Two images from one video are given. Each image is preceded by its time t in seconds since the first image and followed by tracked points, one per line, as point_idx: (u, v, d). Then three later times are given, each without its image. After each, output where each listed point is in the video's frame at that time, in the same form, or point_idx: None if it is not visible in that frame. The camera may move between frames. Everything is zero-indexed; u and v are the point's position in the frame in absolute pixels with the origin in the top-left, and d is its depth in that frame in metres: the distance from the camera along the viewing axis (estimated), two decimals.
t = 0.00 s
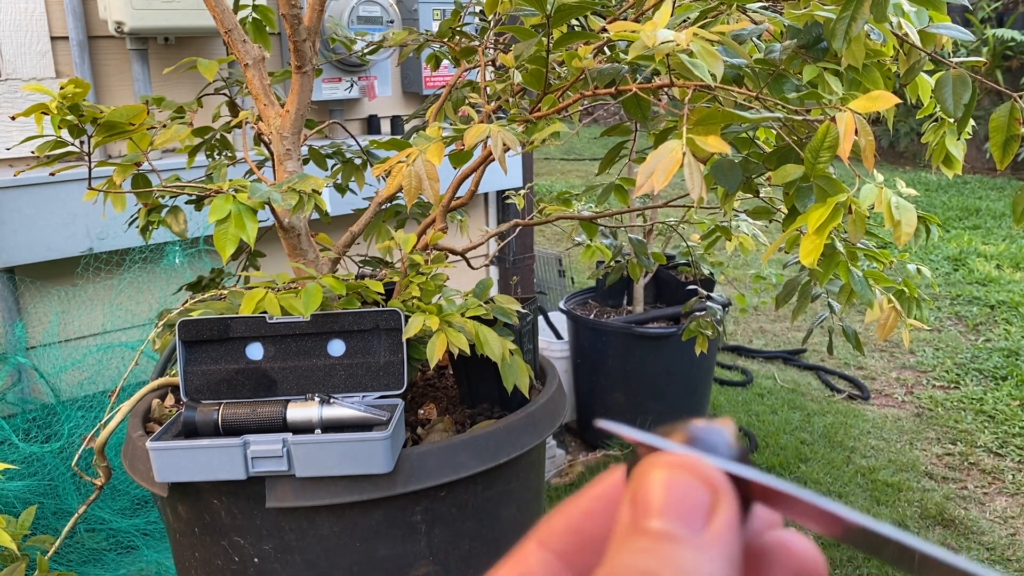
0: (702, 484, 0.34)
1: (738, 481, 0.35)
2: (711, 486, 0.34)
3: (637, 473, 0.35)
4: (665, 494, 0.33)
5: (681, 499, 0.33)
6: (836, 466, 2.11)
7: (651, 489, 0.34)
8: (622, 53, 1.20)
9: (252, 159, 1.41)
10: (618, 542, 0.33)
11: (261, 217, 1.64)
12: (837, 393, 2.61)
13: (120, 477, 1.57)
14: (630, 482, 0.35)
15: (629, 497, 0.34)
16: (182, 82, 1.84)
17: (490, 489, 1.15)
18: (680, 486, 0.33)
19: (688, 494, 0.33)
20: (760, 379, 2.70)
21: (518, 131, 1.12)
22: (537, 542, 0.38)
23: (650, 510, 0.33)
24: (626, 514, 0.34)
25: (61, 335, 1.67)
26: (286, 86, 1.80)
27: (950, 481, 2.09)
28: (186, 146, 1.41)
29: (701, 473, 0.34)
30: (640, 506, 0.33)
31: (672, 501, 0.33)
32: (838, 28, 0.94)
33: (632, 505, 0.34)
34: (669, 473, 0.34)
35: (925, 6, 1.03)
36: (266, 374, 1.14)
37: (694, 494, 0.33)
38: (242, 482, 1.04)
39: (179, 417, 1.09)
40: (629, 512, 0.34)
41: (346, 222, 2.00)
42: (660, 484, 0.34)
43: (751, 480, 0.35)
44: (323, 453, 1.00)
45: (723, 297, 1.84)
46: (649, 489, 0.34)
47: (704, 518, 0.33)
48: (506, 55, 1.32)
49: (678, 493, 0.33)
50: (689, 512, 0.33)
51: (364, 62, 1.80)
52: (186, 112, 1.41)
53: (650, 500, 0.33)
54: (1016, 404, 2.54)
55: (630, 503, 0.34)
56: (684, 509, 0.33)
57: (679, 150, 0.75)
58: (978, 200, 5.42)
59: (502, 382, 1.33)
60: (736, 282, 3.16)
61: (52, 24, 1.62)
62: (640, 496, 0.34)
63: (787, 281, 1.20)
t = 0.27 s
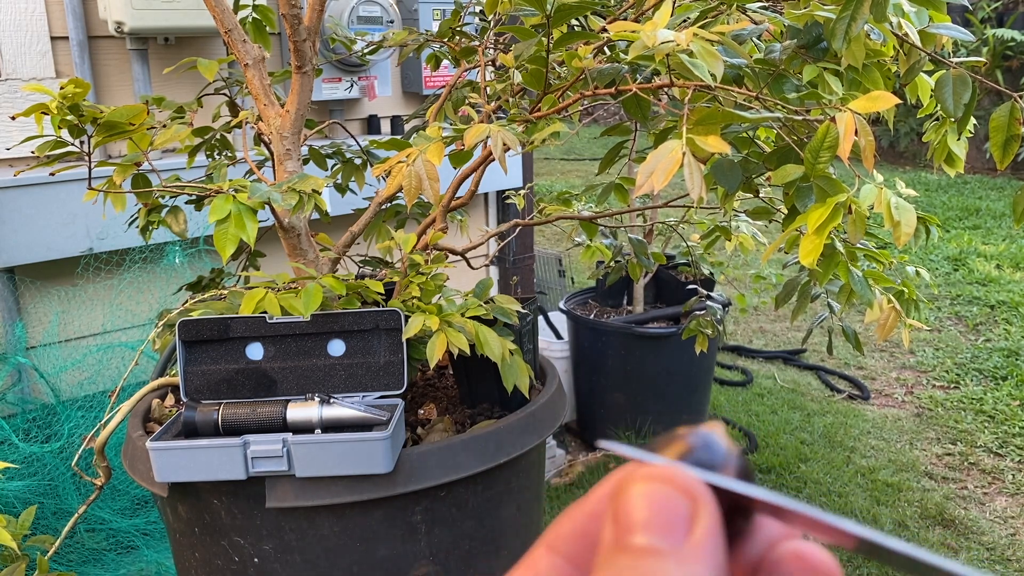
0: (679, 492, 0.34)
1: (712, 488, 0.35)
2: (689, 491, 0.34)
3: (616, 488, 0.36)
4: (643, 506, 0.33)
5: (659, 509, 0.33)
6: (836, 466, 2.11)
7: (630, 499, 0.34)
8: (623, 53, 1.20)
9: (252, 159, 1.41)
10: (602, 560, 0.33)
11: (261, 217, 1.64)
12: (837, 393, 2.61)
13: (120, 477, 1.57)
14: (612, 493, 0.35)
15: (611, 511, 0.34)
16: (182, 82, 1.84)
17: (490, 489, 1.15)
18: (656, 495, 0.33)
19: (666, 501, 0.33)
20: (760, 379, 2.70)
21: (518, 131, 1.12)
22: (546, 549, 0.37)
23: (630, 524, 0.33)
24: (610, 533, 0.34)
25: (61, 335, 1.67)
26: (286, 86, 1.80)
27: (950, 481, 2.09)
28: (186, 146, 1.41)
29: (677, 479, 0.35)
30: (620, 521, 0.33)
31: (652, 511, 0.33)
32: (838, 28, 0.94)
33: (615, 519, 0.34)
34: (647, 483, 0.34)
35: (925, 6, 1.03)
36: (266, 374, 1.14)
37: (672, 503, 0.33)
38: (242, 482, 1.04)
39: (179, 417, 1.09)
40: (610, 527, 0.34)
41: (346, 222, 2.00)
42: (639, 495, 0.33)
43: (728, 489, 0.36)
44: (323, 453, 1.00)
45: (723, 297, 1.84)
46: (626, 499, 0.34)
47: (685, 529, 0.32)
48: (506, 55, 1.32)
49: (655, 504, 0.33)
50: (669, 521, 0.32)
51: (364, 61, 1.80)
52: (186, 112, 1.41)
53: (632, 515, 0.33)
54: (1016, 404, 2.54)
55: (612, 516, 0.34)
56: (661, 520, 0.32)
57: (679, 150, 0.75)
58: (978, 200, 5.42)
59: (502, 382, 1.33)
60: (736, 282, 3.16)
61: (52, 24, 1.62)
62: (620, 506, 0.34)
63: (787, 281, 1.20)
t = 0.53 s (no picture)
0: (707, 504, 0.29)
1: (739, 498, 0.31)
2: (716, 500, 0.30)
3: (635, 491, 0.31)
4: (670, 516, 0.29)
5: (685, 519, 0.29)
6: (836, 466, 2.11)
7: (652, 508, 0.29)
8: (623, 53, 1.20)
9: (252, 159, 1.41)
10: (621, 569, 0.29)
11: (261, 217, 1.64)
12: (837, 393, 2.61)
13: (120, 477, 1.57)
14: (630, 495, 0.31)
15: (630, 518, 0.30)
16: (182, 82, 1.84)
17: (490, 489, 1.15)
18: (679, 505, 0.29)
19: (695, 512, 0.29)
20: (760, 379, 2.71)
21: (518, 131, 1.12)
22: (521, 535, 0.36)
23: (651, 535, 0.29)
24: (630, 534, 0.30)
25: (61, 335, 1.67)
26: (286, 86, 1.80)
27: (950, 481, 2.09)
28: (186, 146, 1.41)
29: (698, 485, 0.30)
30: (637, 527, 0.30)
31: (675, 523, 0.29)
32: (838, 28, 0.94)
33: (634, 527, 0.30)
34: (673, 492, 0.29)
35: (925, 6, 1.03)
36: (266, 374, 1.14)
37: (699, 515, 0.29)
38: (242, 482, 1.04)
39: (179, 418, 1.09)
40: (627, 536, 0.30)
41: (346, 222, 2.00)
42: (665, 505, 0.29)
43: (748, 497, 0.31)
44: (323, 453, 1.00)
45: (723, 297, 1.84)
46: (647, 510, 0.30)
47: (712, 545, 0.28)
48: (506, 55, 1.32)
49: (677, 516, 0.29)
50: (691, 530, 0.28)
51: (364, 61, 1.80)
52: (186, 112, 1.41)
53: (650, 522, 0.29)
54: (1015, 404, 2.54)
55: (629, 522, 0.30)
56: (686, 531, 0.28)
57: (679, 150, 0.75)
58: (978, 200, 5.43)
59: (502, 382, 1.33)
60: (736, 282, 3.16)
61: (52, 24, 1.62)
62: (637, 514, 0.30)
63: (787, 281, 1.20)
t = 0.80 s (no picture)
0: (658, 503, 0.34)
1: (694, 498, 0.35)
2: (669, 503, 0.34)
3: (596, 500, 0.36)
4: (623, 518, 0.33)
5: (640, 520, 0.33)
6: (836, 466, 2.11)
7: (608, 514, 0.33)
8: (623, 53, 1.20)
9: (252, 160, 1.41)
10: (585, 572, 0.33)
11: (261, 217, 1.64)
12: (837, 393, 2.61)
13: (120, 477, 1.57)
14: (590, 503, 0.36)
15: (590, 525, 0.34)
16: (182, 82, 1.84)
17: (489, 489, 1.15)
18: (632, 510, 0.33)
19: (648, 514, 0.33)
20: (760, 379, 2.71)
21: (518, 131, 1.12)
22: (518, 541, 0.39)
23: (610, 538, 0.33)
24: (592, 543, 0.33)
25: (61, 335, 1.67)
26: (286, 86, 1.80)
27: (950, 481, 2.09)
28: (186, 146, 1.41)
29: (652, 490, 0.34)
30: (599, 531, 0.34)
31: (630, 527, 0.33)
32: (838, 28, 0.94)
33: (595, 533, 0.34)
34: (624, 497, 0.34)
35: (925, 7, 1.03)
36: (266, 374, 1.14)
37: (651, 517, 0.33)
38: (242, 482, 1.04)
39: (179, 417, 1.09)
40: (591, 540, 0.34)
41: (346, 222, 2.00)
42: (618, 508, 0.33)
43: (706, 499, 0.35)
44: (323, 453, 1.00)
45: (723, 297, 1.84)
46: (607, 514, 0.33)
47: (664, 540, 0.32)
48: (506, 55, 1.32)
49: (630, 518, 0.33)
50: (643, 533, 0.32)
51: (364, 61, 1.80)
52: (186, 112, 1.41)
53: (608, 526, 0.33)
54: (1016, 404, 2.54)
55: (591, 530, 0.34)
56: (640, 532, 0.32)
57: (679, 150, 0.75)
58: (978, 200, 5.43)
59: (502, 382, 1.33)
60: (736, 282, 3.16)
61: (52, 24, 1.62)
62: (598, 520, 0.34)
63: (786, 281, 1.20)
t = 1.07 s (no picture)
0: (686, 509, 0.33)
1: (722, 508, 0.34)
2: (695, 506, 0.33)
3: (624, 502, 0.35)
4: (652, 526, 0.32)
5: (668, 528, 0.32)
6: (836, 466, 2.11)
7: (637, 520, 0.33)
8: (622, 53, 1.20)
9: (252, 159, 1.41)
10: None
11: (261, 217, 1.64)
12: (837, 393, 2.61)
13: (120, 476, 1.57)
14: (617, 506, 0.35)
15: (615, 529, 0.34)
16: (182, 82, 1.84)
17: (489, 489, 1.15)
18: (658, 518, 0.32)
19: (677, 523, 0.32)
20: (760, 379, 2.71)
21: (518, 131, 1.12)
22: (545, 548, 0.39)
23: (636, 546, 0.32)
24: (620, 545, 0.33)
25: (61, 335, 1.67)
26: (286, 86, 1.80)
27: (950, 481, 2.09)
28: (186, 146, 1.41)
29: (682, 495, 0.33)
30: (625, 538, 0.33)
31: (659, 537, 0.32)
32: (838, 29, 0.94)
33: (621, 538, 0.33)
34: (653, 501, 0.33)
35: (925, 7, 1.03)
36: (266, 374, 1.14)
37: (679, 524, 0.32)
38: (242, 482, 1.04)
39: (179, 417, 1.09)
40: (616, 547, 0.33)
41: (346, 222, 2.00)
42: (646, 514, 0.33)
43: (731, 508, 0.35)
44: (323, 453, 1.00)
45: (723, 297, 1.84)
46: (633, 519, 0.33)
47: (694, 550, 0.32)
48: (506, 55, 1.32)
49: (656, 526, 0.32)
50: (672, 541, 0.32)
51: (364, 62, 1.80)
52: (186, 112, 1.41)
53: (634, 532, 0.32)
54: (1016, 404, 2.54)
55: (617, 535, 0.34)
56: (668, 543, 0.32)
57: (679, 150, 0.75)
58: (978, 200, 5.43)
59: (502, 382, 1.33)
60: (736, 282, 3.16)
61: (52, 24, 1.62)
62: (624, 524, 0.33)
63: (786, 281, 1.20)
